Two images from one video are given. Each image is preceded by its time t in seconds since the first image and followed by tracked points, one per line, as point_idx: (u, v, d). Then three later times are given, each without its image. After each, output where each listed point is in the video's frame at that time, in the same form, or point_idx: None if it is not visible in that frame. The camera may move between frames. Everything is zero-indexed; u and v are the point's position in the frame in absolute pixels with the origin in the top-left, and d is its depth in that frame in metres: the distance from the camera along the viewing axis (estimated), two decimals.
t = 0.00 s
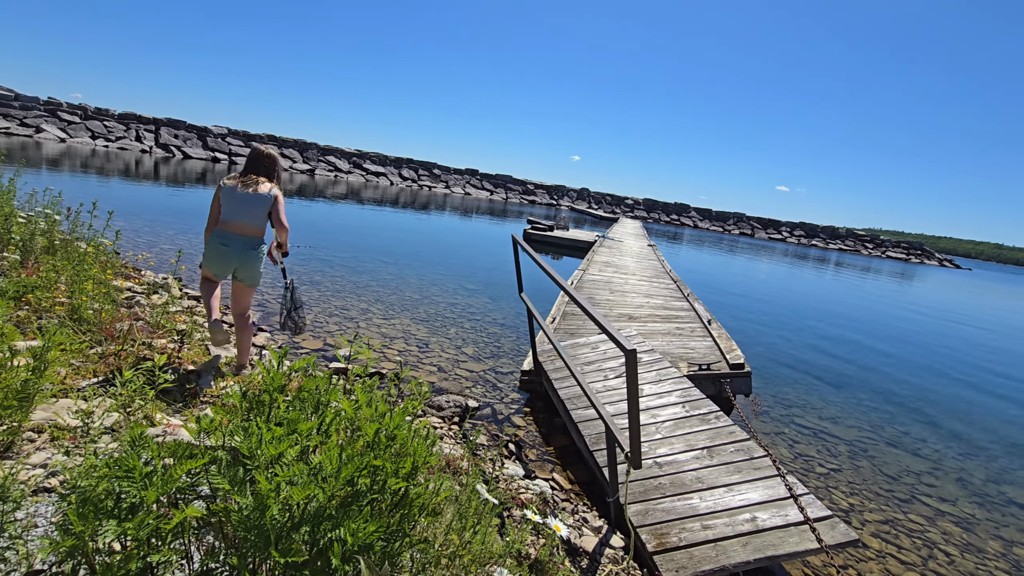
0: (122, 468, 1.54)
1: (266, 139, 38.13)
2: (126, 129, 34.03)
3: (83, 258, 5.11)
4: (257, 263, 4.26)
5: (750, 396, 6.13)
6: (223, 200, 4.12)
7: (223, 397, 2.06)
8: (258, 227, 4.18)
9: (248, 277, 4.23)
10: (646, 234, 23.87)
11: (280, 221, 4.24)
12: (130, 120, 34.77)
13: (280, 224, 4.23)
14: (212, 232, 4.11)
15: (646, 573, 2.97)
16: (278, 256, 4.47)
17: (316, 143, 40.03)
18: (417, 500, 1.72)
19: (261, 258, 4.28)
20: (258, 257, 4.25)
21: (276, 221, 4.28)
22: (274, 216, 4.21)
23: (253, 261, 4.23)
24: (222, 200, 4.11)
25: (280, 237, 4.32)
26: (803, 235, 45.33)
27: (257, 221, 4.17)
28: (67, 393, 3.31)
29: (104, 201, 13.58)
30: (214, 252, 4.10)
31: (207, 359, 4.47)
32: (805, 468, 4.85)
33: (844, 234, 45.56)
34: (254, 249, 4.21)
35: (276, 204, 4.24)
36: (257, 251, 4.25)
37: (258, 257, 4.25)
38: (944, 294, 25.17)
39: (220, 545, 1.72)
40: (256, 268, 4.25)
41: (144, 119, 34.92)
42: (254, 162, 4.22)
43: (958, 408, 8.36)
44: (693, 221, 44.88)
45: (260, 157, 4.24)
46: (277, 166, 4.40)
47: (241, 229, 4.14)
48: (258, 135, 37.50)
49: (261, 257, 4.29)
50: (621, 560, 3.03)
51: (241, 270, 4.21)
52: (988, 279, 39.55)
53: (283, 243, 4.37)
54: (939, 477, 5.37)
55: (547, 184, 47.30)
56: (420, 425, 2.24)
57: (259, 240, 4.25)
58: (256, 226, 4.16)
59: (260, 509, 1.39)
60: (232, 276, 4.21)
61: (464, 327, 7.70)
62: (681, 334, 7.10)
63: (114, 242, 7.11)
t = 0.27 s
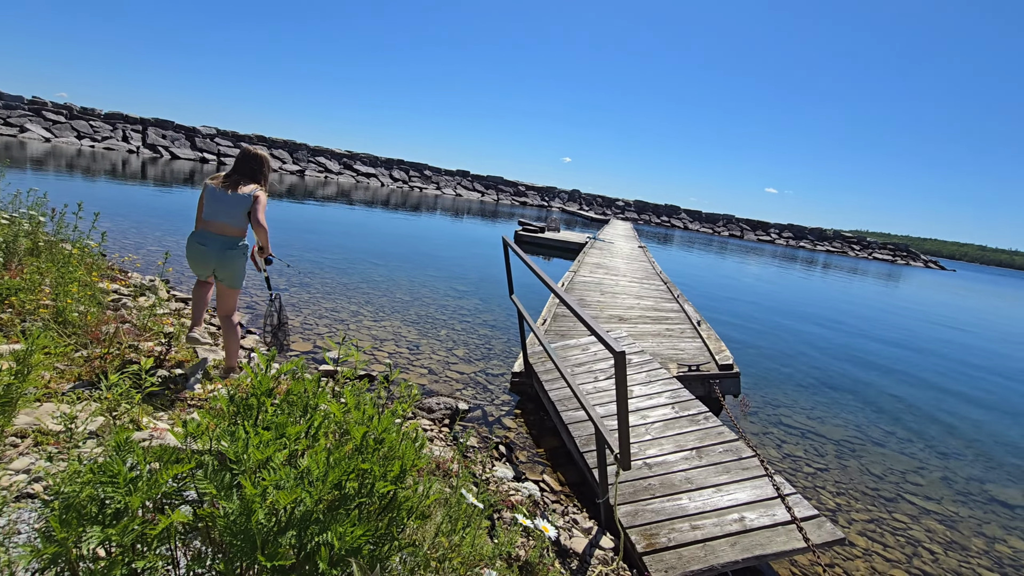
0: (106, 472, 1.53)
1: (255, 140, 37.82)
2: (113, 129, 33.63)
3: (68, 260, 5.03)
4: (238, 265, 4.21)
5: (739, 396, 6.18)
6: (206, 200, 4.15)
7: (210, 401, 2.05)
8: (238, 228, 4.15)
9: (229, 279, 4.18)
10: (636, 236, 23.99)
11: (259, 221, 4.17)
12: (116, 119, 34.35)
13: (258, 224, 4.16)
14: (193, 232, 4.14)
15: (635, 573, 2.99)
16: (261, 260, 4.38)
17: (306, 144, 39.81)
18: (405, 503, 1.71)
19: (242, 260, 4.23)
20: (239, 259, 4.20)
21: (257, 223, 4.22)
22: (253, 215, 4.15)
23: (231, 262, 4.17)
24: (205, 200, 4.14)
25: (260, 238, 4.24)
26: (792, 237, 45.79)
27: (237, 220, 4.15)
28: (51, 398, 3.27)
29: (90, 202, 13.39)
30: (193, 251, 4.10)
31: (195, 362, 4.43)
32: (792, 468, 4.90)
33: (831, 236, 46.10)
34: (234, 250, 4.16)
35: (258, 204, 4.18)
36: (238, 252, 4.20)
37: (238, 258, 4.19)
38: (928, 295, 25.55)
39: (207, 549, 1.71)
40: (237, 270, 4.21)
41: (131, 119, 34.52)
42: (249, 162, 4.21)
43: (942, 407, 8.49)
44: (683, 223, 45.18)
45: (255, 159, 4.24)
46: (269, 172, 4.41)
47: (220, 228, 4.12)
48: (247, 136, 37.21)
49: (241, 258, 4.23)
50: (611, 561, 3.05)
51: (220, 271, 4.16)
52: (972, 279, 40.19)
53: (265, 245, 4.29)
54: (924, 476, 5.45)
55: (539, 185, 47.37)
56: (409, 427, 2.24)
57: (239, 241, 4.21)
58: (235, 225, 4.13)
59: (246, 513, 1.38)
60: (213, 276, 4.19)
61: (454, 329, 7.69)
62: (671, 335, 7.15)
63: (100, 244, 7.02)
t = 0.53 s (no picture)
0: (91, 476, 1.52)
1: (242, 139, 37.44)
2: (97, 128, 33.12)
3: (51, 261, 4.95)
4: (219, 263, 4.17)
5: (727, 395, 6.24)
6: (183, 199, 4.12)
7: (197, 403, 2.03)
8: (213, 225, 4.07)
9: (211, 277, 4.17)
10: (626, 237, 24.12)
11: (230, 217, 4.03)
12: (100, 118, 33.85)
13: (228, 220, 4.03)
14: (172, 231, 4.13)
15: (625, 572, 3.01)
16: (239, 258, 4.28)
17: (295, 144, 39.50)
18: (395, 504, 1.71)
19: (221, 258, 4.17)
20: (217, 256, 4.14)
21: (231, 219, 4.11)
22: (222, 211, 4.01)
23: (208, 258, 4.11)
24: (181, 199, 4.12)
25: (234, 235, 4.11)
26: (779, 238, 46.28)
27: (209, 216, 4.07)
28: (33, 401, 3.21)
29: (73, 202, 13.18)
30: (171, 250, 4.10)
31: (181, 363, 4.38)
32: (780, 466, 4.96)
33: (818, 236, 46.68)
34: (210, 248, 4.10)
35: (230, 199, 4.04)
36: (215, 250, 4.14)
37: (215, 256, 4.13)
38: (912, 294, 25.96)
39: (194, 552, 1.70)
40: (218, 268, 4.17)
41: (115, 118, 34.02)
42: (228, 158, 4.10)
43: (926, 405, 8.63)
44: (673, 224, 45.49)
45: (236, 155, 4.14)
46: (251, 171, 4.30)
47: (195, 226, 4.07)
48: (235, 135, 36.84)
49: (219, 256, 4.16)
50: (601, 560, 3.06)
51: (199, 269, 4.13)
52: (954, 279, 40.91)
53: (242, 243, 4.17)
54: (908, 473, 5.54)
55: (529, 186, 47.44)
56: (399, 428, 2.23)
57: (215, 238, 4.13)
58: (207, 222, 4.06)
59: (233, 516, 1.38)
60: (194, 274, 4.18)
61: (444, 330, 7.67)
62: (660, 335, 7.20)
63: (84, 244, 6.91)
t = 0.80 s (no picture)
0: (78, 477, 1.51)
1: (233, 139, 37.14)
2: (84, 127, 32.73)
3: (37, 262, 4.88)
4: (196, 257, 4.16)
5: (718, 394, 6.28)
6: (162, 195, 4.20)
7: (187, 403, 2.02)
8: (183, 218, 4.07)
9: (189, 271, 4.15)
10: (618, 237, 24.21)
11: (196, 207, 4.04)
12: (88, 118, 33.49)
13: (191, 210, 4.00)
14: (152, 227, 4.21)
15: (616, 570, 3.03)
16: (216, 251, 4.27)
17: (286, 144, 39.28)
18: (386, 503, 1.70)
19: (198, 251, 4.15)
20: (192, 249, 4.12)
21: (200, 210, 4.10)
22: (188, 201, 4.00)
23: (178, 251, 4.09)
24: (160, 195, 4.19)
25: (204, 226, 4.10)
26: (770, 238, 46.66)
27: (177, 208, 4.06)
28: (20, 402, 3.17)
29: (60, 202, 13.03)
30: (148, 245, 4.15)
31: (171, 364, 4.35)
32: (770, 463, 5.00)
33: (808, 236, 47.13)
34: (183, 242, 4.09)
35: (197, 190, 4.05)
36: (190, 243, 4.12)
37: (190, 249, 4.11)
38: (901, 294, 26.27)
39: (183, 553, 1.69)
40: (195, 261, 4.15)
41: (103, 117, 33.65)
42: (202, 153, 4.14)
43: (914, 403, 8.74)
44: (664, 224, 45.72)
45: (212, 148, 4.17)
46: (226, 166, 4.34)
47: (163, 221, 4.08)
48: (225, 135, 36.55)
49: (189, 249, 4.12)
50: (592, 558, 3.08)
51: (171, 262, 4.11)
52: (941, 279, 41.47)
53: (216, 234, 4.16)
54: (896, 469, 5.61)
55: (521, 186, 47.48)
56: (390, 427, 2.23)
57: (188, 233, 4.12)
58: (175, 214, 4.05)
59: (222, 515, 1.37)
60: (169, 270, 4.17)
61: (436, 330, 7.67)
62: (651, 334, 7.23)
63: (72, 244, 6.84)
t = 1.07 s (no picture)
0: (71, 480, 1.50)
1: (228, 140, 37.00)
2: (77, 128, 32.56)
3: (29, 264, 4.85)
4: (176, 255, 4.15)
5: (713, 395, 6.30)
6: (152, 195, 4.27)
7: (181, 406, 2.01)
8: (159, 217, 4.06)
9: (169, 268, 4.14)
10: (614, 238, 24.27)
11: (169, 205, 4.01)
12: (81, 119, 33.31)
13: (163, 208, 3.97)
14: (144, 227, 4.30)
15: (612, 571, 3.03)
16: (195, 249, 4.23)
17: (281, 145, 39.19)
18: (381, 505, 1.70)
19: (176, 249, 4.13)
20: (169, 247, 4.11)
21: (176, 208, 4.07)
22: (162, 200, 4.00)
23: (156, 249, 4.09)
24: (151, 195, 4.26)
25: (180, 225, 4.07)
26: (764, 239, 46.90)
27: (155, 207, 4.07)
28: (12, 406, 3.15)
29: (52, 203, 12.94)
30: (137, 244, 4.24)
31: (165, 367, 4.32)
32: (765, 464, 5.02)
33: (802, 238, 47.40)
34: (160, 240, 4.09)
35: (172, 188, 4.03)
36: (167, 241, 4.10)
37: (165, 246, 4.10)
38: (894, 295, 26.44)
39: (177, 556, 1.68)
40: (174, 259, 4.14)
41: (97, 118, 33.49)
42: (190, 152, 4.13)
43: (907, 403, 8.79)
44: (660, 225, 45.87)
45: (199, 148, 4.16)
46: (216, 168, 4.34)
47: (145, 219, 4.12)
48: (220, 136, 36.42)
49: (166, 247, 4.11)
50: (588, 559, 3.08)
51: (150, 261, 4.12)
52: (934, 280, 41.78)
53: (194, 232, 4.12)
54: (890, 470, 5.64)
55: (517, 188, 47.53)
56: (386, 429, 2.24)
57: (166, 231, 4.11)
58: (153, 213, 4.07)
59: (217, 517, 1.37)
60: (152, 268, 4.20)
61: (432, 331, 7.66)
62: (647, 336, 7.25)
63: (64, 246, 6.79)
